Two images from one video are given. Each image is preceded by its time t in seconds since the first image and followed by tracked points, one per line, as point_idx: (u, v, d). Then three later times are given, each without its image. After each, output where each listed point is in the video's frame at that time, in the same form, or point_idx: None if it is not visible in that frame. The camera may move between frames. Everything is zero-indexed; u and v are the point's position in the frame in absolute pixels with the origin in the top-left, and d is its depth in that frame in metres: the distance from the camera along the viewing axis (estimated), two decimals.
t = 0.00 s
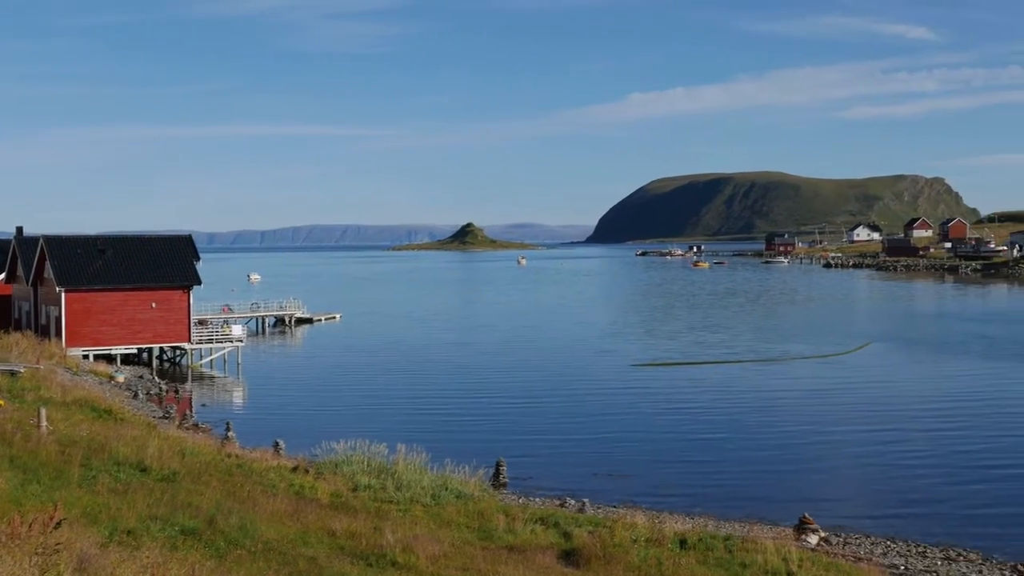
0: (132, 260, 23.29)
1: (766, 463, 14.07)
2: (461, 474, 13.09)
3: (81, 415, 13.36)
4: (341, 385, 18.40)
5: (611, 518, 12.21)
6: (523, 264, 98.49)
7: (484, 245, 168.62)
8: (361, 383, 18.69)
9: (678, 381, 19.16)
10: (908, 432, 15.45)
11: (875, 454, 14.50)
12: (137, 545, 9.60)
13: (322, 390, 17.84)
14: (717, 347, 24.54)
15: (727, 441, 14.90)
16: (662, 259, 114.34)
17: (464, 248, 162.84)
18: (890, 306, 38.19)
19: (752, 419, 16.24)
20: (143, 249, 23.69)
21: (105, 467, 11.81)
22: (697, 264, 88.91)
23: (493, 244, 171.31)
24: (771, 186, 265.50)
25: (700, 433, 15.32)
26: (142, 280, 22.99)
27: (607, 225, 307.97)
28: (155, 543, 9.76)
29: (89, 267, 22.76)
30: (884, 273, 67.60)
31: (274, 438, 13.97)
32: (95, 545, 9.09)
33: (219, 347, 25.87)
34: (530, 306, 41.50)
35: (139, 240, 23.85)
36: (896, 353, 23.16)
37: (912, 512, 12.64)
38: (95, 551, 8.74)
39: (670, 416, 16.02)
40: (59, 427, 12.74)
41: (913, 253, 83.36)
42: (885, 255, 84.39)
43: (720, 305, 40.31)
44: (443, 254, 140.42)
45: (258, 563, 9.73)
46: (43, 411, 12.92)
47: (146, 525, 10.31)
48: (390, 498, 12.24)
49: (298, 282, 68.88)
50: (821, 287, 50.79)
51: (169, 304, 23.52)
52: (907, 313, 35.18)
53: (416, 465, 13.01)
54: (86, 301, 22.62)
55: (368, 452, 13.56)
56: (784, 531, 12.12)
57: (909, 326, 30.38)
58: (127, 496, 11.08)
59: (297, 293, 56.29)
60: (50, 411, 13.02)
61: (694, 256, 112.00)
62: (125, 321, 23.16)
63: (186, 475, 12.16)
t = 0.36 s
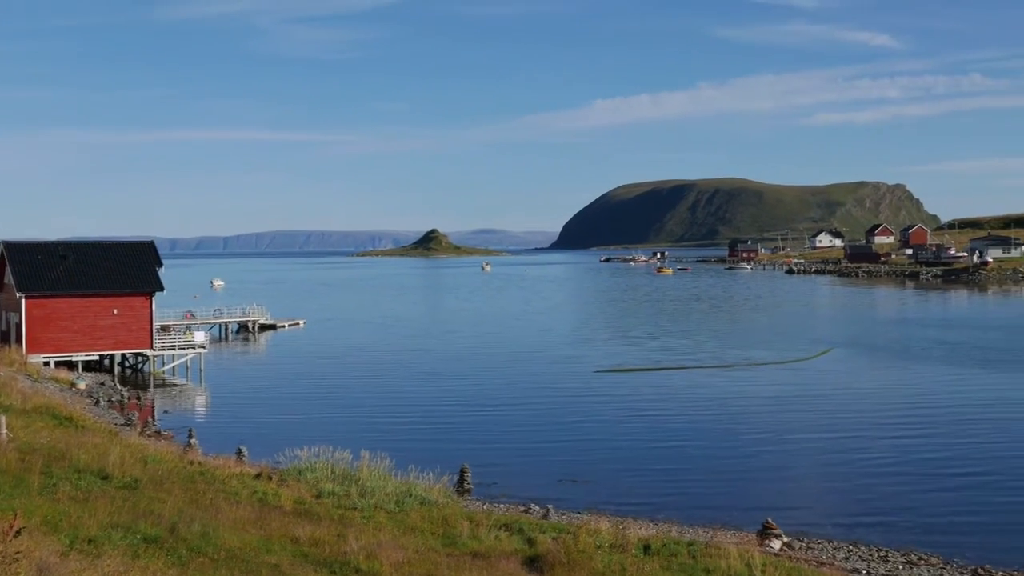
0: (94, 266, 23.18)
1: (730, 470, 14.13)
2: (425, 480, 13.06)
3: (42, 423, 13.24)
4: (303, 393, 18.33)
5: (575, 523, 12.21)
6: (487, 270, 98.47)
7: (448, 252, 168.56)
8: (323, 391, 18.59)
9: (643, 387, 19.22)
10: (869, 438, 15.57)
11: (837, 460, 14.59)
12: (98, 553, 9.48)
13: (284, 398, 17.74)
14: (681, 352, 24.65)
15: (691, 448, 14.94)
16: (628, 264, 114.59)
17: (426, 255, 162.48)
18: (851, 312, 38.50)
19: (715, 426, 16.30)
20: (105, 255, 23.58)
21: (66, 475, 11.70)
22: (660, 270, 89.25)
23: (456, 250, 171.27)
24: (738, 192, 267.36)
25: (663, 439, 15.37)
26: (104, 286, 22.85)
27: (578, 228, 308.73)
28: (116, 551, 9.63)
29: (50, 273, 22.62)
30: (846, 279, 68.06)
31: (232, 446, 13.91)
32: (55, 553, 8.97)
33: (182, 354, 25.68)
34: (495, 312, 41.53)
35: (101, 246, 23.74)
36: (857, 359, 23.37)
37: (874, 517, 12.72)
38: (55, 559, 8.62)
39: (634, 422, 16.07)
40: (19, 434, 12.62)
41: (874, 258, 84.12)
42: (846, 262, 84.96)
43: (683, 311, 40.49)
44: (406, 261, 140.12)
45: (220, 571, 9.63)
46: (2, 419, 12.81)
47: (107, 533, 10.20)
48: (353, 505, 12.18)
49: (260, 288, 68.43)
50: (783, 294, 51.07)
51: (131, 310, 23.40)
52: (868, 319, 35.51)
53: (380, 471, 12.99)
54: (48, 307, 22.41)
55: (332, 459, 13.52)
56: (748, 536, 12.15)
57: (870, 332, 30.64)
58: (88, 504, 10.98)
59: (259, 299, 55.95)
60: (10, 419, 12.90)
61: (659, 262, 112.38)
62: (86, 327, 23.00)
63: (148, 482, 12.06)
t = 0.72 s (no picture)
0: (39, 272, 22.99)
1: (680, 473, 14.19)
2: (376, 485, 13.06)
3: None
4: (252, 400, 18.19)
5: (526, 526, 12.22)
6: (439, 275, 98.14)
7: (399, 255, 167.74)
8: (272, 397, 18.47)
9: (595, 391, 19.27)
10: (818, 441, 15.72)
11: (785, 462, 14.73)
12: (43, 562, 9.30)
13: (231, 405, 17.62)
14: (635, 356, 24.76)
15: (641, 451, 15.02)
16: (583, 268, 114.73)
17: (377, 260, 161.44)
18: (801, 315, 38.92)
19: (664, 429, 16.42)
20: (52, 261, 23.40)
21: (11, 483, 11.54)
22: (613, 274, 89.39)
23: (410, 255, 170.36)
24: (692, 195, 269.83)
25: (613, 443, 15.43)
26: (49, 292, 22.64)
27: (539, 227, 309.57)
28: (62, 559, 9.45)
29: None
30: (795, 282, 68.69)
31: (177, 453, 13.82)
32: None
33: (130, 360, 25.44)
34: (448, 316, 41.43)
35: (49, 252, 23.57)
36: (807, 362, 23.64)
37: (823, 518, 12.84)
38: None
39: (585, 426, 16.12)
40: None
41: (822, 261, 84.90)
42: (794, 265, 85.72)
43: (635, 314, 40.66)
44: (357, 266, 139.40)
45: None
46: None
47: (53, 541, 10.05)
48: (303, 511, 12.12)
49: (208, 294, 67.63)
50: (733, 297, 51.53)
51: (77, 316, 23.09)
52: (818, 321, 35.93)
53: (330, 476, 12.97)
54: None
55: (282, 465, 13.49)
56: (697, 538, 12.19)
57: (818, 334, 31.02)
58: (34, 512, 10.82)
59: (209, 305, 55.42)
60: None
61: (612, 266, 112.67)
62: (31, 333, 22.75)
63: (96, 489, 11.92)
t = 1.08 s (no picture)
0: None
1: (639, 476, 14.24)
2: (335, 487, 13.04)
3: None
4: (209, 402, 18.09)
5: (486, 528, 12.23)
6: (398, 275, 97.99)
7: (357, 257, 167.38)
8: (229, 399, 18.37)
9: (556, 394, 19.34)
10: (776, 444, 15.85)
11: (743, 465, 14.85)
12: None
13: (188, 408, 17.52)
14: (596, 358, 24.89)
15: (601, 453, 15.09)
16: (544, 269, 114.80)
17: (335, 261, 160.51)
18: (761, 317, 39.26)
19: (623, 431, 16.51)
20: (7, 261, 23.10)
21: None
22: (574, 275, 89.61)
23: (367, 255, 170.51)
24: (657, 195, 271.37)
25: (573, 446, 15.47)
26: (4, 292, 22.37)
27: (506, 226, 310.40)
28: (16, 562, 9.32)
29: None
30: (754, 284, 69.14)
31: (131, 457, 13.74)
32: None
33: (86, 361, 25.20)
34: (409, 318, 41.38)
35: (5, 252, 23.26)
36: (766, 364, 23.88)
37: (781, 518, 12.94)
38: None
39: (544, 430, 16.17)
40: None
41: (779, 264, 85.47)
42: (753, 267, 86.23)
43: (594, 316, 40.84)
44: (316, 267, 138.91)
45: None
46: None
47: (8, 544, 9.91)
48: (262, 513, 12.06)
49: (165, 295, 67.07)
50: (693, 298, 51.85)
51: (33, 317, 22.90)
52: (777, 323, 36.25)
53: (289, 479, 12.96)
54: None
55: (240, 467, 13.46)
56: (656, 539, 12.22)
57: (778, 336, 31.33)
58: None
59: (167, 306, 54.92)
60: None
61: (573, 267, 112.83)
62: None
63: (51, 491, 11.80)
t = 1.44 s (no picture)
0: None
1: (599, 473, 14.28)
2: (294, 483, 13.02)
3: None
4: (166, 399, 17.95)
5: (446, 523, 12.24)
6: (360, 271, 97.70)
7: (319, 253, 166.69)
8: (187, 396, 18.25)
9: (519, 391, 19.36)
10: (737, 440, 15.94)
11: (702, 461, 14.92)
12: None
13: (144, 405, 17.38)
14: (560, 354, 24.95)
15: (561, 450, 15.11)
16: (507, 265, 114.76)
17: (297, 257, 159.85)
18: (722, 313, 39.57)
19: (583, 428, 16.56)
20: None
21: None
22: (538, 272, 89.54)
23: (329, 251, 169.91)
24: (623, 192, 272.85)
25: (533, 444, 15.49)
26: None
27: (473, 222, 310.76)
28: None
29: None
30: (714, 280, 69.47)
31: (83, 454, 13.60)
32: None
33: (43, 357, 24.89)
34: (370, 314, 41.26)
35: None
36: (728, 360, 24.00)
37: (740, 514, 13.01)
38: None
39: (503, 427, 16.20)
40: None
41: (740, 261, 85.88)
42: (713, 263, 86.66)
43: (554, 312, 40.87)
44: (276, 263, 138.18)
45: None
46: None
47: None
48: (221, 510, 12.00)
49: (123, 291, 66.38)
50: (654, 295, 52.05)
51: None
52: (738, 319, 36.50)
53: (249, 475, 12.94)
54: None
55: (199, 463, 13.42)
56: (616, 534, 12.24)
57: (738, 332, 31.57)
58: None
59: (125, 302, 54.27)
60: None
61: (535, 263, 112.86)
62: None
63: (8, 489, 11.67)
